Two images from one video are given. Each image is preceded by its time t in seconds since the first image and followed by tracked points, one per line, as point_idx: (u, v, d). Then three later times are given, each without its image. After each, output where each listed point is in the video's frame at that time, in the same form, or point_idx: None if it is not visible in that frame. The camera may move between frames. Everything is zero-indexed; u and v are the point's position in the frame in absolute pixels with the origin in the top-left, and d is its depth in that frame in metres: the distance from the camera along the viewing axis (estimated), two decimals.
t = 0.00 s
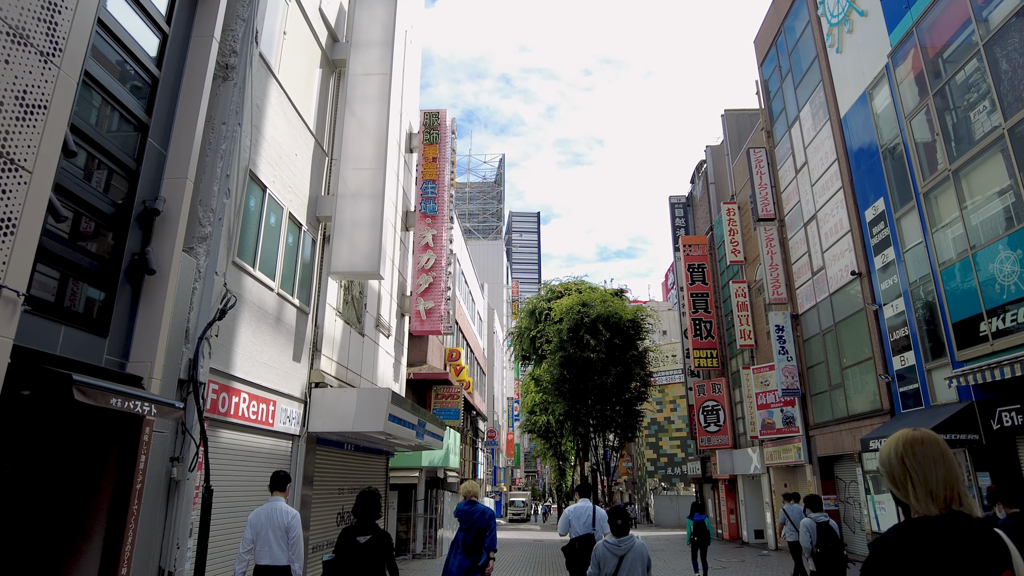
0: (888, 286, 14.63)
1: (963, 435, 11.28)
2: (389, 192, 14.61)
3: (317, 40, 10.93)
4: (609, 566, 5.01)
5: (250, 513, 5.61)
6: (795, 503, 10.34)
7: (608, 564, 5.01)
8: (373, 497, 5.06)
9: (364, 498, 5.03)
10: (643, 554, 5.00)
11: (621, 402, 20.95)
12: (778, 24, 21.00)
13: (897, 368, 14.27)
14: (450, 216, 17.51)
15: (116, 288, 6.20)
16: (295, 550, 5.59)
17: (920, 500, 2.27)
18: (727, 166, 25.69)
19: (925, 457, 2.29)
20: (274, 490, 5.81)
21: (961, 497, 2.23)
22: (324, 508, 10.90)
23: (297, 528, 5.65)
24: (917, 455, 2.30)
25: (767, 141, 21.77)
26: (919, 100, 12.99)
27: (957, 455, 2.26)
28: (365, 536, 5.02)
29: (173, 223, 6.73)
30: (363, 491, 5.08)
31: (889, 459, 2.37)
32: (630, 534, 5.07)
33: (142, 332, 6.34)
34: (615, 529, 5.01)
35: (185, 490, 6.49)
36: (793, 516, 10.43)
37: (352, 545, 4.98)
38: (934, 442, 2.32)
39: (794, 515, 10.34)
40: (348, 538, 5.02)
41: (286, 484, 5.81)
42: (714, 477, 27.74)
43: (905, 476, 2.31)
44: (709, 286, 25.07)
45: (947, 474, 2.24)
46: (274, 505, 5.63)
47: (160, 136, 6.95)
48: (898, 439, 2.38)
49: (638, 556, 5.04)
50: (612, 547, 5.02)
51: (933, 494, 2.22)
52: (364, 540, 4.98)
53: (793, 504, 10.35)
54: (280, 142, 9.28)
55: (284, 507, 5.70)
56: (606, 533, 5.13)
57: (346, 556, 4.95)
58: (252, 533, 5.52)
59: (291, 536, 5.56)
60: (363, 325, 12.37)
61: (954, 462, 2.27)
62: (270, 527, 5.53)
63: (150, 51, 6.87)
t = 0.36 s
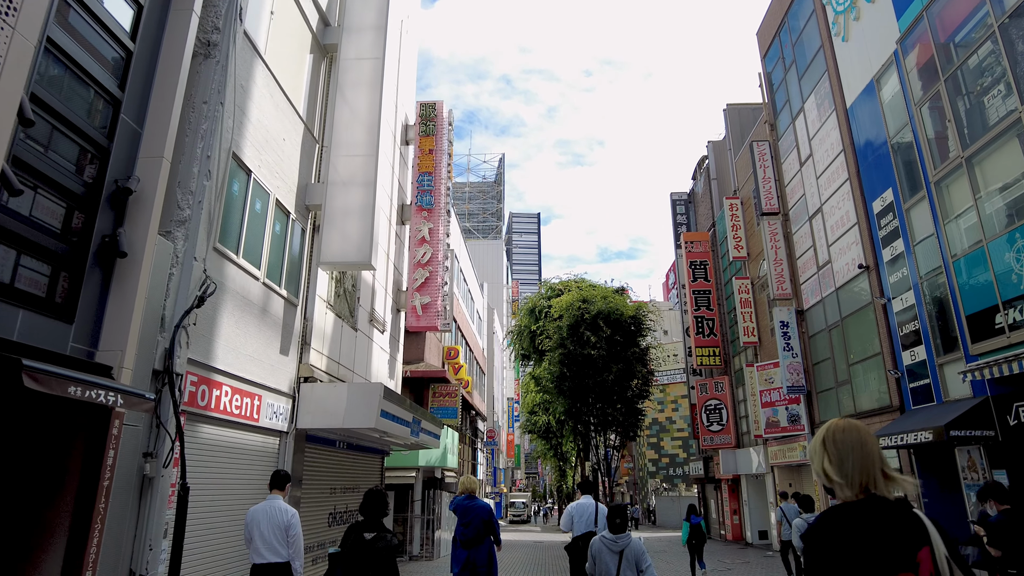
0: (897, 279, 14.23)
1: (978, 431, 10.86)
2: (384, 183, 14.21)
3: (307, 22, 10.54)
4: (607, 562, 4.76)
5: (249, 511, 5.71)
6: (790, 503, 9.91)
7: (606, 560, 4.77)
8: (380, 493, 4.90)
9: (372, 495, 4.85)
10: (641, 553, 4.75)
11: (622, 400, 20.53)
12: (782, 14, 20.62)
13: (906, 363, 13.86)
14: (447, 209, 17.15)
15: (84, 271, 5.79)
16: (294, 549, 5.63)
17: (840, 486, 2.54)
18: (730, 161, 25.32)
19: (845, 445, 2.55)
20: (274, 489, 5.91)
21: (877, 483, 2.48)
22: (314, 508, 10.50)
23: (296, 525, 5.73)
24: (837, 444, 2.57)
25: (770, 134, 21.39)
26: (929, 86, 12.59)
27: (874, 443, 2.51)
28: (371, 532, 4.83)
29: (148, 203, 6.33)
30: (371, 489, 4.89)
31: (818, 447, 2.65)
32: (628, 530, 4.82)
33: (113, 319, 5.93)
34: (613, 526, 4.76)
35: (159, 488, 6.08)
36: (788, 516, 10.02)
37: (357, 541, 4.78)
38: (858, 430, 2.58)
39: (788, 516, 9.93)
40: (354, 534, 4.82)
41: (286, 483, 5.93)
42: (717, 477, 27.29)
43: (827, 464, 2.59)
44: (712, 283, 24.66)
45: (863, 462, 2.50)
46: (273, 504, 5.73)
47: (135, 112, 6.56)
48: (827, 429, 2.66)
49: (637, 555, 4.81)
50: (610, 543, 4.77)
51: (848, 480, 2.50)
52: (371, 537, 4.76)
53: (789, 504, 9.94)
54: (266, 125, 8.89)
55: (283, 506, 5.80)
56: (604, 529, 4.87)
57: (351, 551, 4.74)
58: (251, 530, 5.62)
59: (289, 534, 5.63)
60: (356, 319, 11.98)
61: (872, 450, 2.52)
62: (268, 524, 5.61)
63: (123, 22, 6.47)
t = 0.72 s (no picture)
0: (907, 272, 13.81)
1: (994, 428, 10.45)
2: (379, 174, 13.81)
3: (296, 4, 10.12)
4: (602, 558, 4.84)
5: (248, 509, 5.52)
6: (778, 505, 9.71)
7: (602, 556, 4.84)
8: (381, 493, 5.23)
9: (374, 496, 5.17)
10: (635, 550, 4.84)
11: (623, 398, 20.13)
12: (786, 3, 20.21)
13: (917, 359, 13.44)
14: (444, 202, 16.78)
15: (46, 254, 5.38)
16: (294, 548, 5.50)
17: (782, 481, 2.48)
18: (732, 155, 24.93)
19: (787, 442, 2.51)
20: (273, 488, 5.75)
21: (819, 476, 2.44)
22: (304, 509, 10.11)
23: (296, 524, 5.60)
24: (779, 442, 2.53)
25: (774, 127, 20.99)
26: (942, 71, 12.17)
27: (816, 439, 2.47)
28: (377, 531, 5.14)
29: (118, 183, 5.92)
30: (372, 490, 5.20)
31: (763, 445, 2.61)
32: (624, 528, 4.91)
33: (78, 307, 5.51)
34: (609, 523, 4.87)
35: (129, 489, 5.67)
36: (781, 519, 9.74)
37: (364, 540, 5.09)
38: (801, 426, 2.54)
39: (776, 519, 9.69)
40: (359, 534, 5.11)
41: (286, 481, 5.78)
42: (720, 476, 26.90)
43: (770, 461, 2.54)
44: (714, 279, 24.26)
45: (804, 457, 2.46)
46: (273, 502, 5.58)
47: (104, 86, 6.15)
48: (771, 426, 2.62)
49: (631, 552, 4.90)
50: (606, 540, 4.85)
51: (788, 475, 2.45)
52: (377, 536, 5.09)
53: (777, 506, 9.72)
54: (251, 108, 8.47)
55: (284, 504, 5.65)
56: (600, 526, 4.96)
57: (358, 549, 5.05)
58: (251, 529, 5.42)
59: (291, 532, 5.50)
60: (348, 313, 11.57)
61: (812, 444, 2.48)
62: (270, 522, 5.46)
63: None
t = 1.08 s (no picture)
0: (919, 266, 13.41)
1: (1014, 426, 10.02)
2: (376, 164, 13.40)
3: None
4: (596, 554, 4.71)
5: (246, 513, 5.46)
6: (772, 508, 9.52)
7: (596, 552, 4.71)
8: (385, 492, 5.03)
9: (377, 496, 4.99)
10: (630, 548, 4.69)
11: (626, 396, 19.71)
12: None
13: (931, 355, 13.03)
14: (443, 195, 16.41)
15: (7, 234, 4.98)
16: (292, 551, 5.40)
17: (764, 511, 2.65)
18: (737, 149, 24.52)
19: (768, 473, 2.66)
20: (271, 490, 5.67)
21: (797, 508, 2.60)
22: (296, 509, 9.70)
23: (294, 526, 5.47)
24: (761, 473, 2.68)
25: (781, 119, 20.58)
26: (957, 57, 11.76)
27: (795, 472, 2.62)
28: (379, 530, 4.97)
29: (89, 159, 5.52)
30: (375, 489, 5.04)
31: (747, 474, 2.76)
32: (618, 524, 4.76)
33: (44, 291, 5.10)
34: (604, 520, 4.70)
35: (100, 488, 5.27)
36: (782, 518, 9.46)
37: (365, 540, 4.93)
38: (781, 458, 2.69)
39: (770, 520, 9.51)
40: (363, 535, 4.96)
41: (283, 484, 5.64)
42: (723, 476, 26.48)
43: (751, 492, 2.71)
44: (718, 276, 23.83)
45: (784, 489, 2.62)
46: (270, 505, 5.49)
47: (75, 57, 5.75)
48: (755, 457, 2.78)
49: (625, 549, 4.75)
50: (600, 537, 4.73)
51: (768, 506, 2.61)
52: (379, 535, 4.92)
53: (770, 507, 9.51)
54: (239, 89, 8.08)
55: (282, 507, 5.55)
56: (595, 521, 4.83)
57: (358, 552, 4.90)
58: (248, 533, 5.35)
59: (288, 534, 5.39)
60: (343, 307, 11.18)
61: (792, 477, 2.63)
62: (267, 525, 5.37)
63: None
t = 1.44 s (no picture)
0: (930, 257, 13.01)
1: None
2: (370, 153, 13.00)
3: None
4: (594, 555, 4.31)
5: (241, 513, 5.21)
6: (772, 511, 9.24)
7: (594, 553, 4.32)
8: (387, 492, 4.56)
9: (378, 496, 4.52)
10: (628, 548, 4.31)
11: (627, 393, 19.27)
12: None
13: (943, 349, 12.61)
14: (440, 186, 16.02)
15: None
16: (288, 551, 5.15)
17: (721, 500, 2.44)
18: (740, 142, 24.12)
19: (724, 461, 2.45)
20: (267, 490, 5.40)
21: (754, 496, 2.38)
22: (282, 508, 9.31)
23: (291, 527, 5.22)
24: (717, 462, 2.47)
25: (785, 110, 20.18)
26: (972, 40, 11.34)
27: (751, 459, 2.41)
28: (380, 533, 4.52)
29: (49, 130, 5.11)
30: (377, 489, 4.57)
31: (704, 463, 2.55)
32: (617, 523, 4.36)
33: None
34: (602, 520, 4.29)
35: (59, 484, 4.87)
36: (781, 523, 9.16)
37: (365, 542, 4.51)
38: (738, 447, 2.48)
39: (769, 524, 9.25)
40: (363, 536, 4.54)
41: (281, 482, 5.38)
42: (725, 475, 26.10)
43: (709, 481, 2.50)
44: (720, 271, 23.29)
45: (740, 477, 2.40)
46: (267, 504, 5.23)
47: (35, 20, 5.35)
48: (712, 447, 2.56)
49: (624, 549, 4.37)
50: (597, 537, 4.34)
51: (725, 494, 2.41)
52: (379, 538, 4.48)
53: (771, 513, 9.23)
54: (221, 66, 7.67)
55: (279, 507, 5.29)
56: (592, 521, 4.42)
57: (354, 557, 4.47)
58: (243, 533, 5.11)
59: (284, 535, 5.13)
60: (334, 298, 10.78)
61: (749, 463, 2.42)
62: (262, 525, 5.11)
63: None
